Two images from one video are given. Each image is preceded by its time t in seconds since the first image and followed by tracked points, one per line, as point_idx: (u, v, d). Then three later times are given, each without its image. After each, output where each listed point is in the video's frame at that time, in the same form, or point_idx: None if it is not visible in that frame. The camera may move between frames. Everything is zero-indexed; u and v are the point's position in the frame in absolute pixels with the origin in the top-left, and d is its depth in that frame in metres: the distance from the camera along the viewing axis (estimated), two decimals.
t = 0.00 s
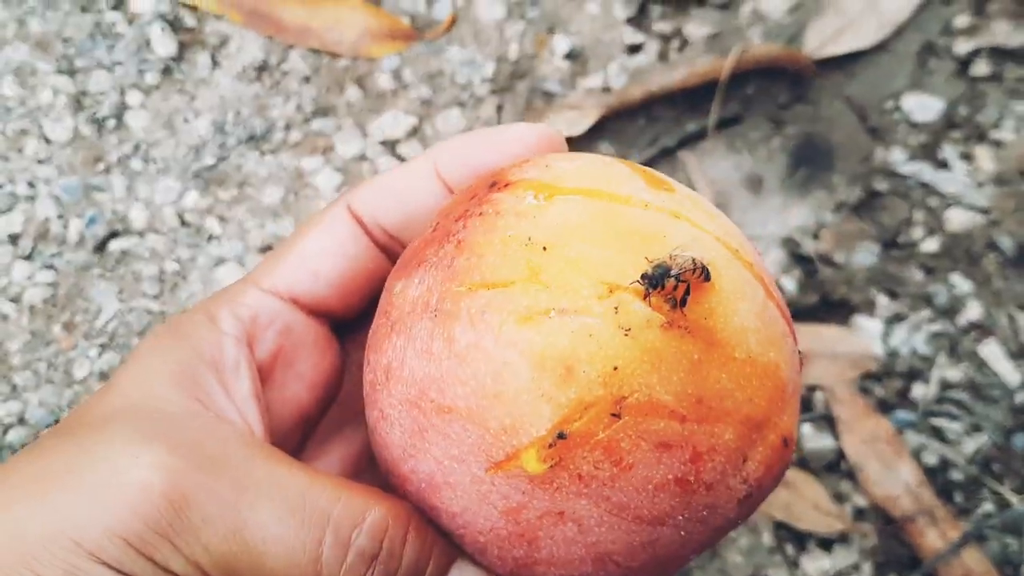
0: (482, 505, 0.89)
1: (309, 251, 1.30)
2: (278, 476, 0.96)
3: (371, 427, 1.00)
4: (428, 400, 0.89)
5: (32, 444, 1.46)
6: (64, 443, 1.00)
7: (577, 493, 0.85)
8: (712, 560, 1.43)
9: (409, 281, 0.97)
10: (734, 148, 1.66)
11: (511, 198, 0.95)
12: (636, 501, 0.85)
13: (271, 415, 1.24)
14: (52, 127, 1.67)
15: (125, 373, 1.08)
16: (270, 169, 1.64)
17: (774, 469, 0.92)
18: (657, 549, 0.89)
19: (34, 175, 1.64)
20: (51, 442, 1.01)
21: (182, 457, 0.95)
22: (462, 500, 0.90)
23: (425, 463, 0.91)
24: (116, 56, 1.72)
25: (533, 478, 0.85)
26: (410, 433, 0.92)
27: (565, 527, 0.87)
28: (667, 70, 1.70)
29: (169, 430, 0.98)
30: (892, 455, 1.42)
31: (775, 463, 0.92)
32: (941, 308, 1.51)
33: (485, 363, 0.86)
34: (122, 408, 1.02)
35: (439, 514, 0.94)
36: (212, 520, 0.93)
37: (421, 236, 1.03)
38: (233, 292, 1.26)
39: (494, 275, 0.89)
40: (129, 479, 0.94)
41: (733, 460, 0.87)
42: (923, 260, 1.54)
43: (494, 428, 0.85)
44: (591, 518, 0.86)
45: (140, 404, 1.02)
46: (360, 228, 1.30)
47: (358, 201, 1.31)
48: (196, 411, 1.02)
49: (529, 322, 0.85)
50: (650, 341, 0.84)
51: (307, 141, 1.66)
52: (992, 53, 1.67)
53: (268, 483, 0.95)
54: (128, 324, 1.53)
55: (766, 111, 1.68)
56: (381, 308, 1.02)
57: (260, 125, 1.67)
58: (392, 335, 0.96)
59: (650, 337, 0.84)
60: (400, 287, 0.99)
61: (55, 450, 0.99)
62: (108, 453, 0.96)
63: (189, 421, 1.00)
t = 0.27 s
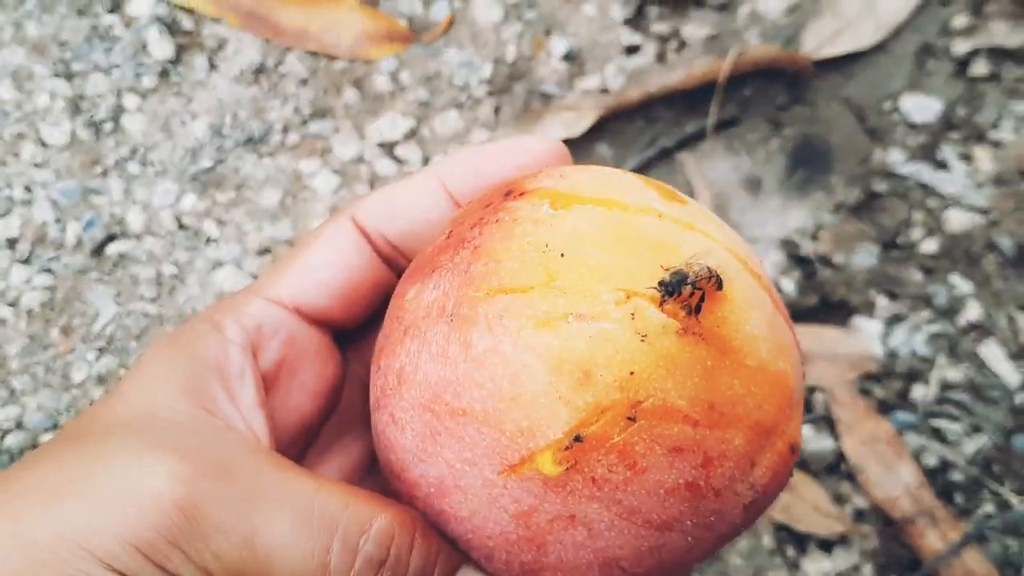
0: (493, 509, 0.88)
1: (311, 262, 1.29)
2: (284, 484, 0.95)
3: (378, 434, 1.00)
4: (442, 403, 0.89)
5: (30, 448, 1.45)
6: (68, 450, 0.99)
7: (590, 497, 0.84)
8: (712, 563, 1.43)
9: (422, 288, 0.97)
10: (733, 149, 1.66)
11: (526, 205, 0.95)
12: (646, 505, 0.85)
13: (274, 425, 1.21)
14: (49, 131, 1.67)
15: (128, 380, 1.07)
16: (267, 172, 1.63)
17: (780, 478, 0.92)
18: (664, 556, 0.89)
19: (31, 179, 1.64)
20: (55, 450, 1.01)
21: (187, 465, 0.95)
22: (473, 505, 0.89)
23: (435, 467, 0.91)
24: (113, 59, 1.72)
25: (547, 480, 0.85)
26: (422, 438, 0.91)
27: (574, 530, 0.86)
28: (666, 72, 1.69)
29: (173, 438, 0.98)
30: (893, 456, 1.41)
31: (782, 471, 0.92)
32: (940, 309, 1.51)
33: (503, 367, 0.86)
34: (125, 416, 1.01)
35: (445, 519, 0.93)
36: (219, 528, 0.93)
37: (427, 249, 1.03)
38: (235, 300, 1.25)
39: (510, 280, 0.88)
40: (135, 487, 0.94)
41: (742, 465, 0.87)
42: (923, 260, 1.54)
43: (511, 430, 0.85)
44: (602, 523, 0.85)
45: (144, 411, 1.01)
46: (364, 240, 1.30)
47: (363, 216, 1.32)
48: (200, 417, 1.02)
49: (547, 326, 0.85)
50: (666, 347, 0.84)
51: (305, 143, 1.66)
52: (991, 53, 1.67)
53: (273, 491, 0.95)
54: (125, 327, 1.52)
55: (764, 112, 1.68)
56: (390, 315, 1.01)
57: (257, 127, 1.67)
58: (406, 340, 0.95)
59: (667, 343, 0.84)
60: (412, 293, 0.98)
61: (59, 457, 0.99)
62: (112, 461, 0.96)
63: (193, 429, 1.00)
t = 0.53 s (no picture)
0: (541, 504, 0.85)
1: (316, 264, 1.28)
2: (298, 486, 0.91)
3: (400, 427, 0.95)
4: (503, 394, 0.85)
5: (26, 451, 1.45)
6: (64, 458, 0.94)
7: (648, 495, 0.83)
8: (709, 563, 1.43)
9: (478, 279, 0.92)
10: (729, 150, 1.66)
11: (602, 208, 0.93)
12: (696, 506, 0.84)
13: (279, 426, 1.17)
14: (45, 133, 1.67)
15: (128, 385, 1.02)
16: (264, 174, 1.63)
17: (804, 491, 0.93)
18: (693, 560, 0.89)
19: (27, 182, 1.64)
20: (49, 459, 0.95)
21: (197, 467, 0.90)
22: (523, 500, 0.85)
23: (481, 458, 0.86)
24: (109, 62, 1.72)
25: (612, 476, 0.82)
26: (468, 429, 0.87)
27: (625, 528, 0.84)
28: (663, 73, 1.69)
29: (180, 439, 0.93)
30: (890, 456, 1.39)
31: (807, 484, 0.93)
32: (937, 309, 1.51)
33: (579, 361, 0.83)
34: (128, 420, 0.96)
35: (479, 517, 0.90)
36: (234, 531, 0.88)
37: (473, 241, 0.99)
38: (243, 303, 1.22)
39: (587, 277, 0.86)
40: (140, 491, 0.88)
41: (784, 475, 0.88)
42: (920, 261, 1.54)
43: (580, 425, 0.82)
44: (652, 521, 0.84)
45: (147, 415, 0.96)
46: (365, 245, 1.31)
47: (368, 222, 1.31)
48: (205, 416, 0.97)
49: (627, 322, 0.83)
50: (745, 357, 0.84)
51: (302, 145, 1.66)
52: (988, 53, 1.66)
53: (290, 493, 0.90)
54: (122, 330, 1.52)
55: (761, 113, 1.68)
56: (428, 303, 0.97)
57: (254, 129, 1.67)
58: (460, 328, 0.90)
59: (744, 353, 0.84)
60: (466, 283, 0.93)
61: (54, 465, 0.93)
62: (115, 464, 0.91)
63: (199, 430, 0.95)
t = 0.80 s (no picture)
0: (614, 512, 0.84)
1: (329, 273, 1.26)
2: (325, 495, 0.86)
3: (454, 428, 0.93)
4: (602, 404, 0.83)
5: (25, 452, 1.45)
6: (65, 467, 0.88)
7: (721, 512, 0.84)
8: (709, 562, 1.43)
9: (572, 287, 0.90)
10: (727, 149, 1.66)
11: (698, 236, 0.93)
12: (741, 524, 0.85)
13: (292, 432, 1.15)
14: (44, 134, 1.67)
15: (134, 397, 0.98)
16: (263, 175, 1.64)
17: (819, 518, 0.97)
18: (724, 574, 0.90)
19: (26, 183, 1.64)
20: (48, 470, 0.90)
21: (215, 476, 0.85)
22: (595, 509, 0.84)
23: (563, 464, 0.84)
24: (108, 63, 1.72)
25: (697, 493, 0.83)
26: (552, 435, 0.85)
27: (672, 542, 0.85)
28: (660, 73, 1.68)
29: (194, 449, 0.88)
30: (889, 454, 1.39)
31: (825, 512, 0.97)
32: (936, 308, 1.51)
33: (689, 380, 0.83)
34: (137, 431, 0.92)
35: (530, 525, 0.88)
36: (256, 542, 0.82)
37: (553, 245, 0.97)
38: (255, 307, 1.18)
39: (700, 302, 0.86)
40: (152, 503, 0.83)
41: (823, 501, 0.91)
42: (918, 259, 1.54)
43: (681, 442, 0.82)
44: (712, 536, 0.85)
45: (157, 426, 0.92)
46: (373, 258, 1.29)
47: (379, 235, 1.30)
48: (221, 426, 0.93)
49: (735, 351, 0.84)
50: (824, 390, 0.86)
51: (300, 145, 1.66)
52: (986, 52, 1.66)
53: (313, 501, 0.85)
54: (121, 330, 1.53)
55: (759, 113, 1.69)
56: (503, 304, 0.94)
57: (252, 130, 1.67)
58: (554, 336, 0.88)
59: (821, 386, 0.86)
60: (560, 289, 0.91)
61: (54, 475, 0.88)
62: (125, 474, 0.86)
63: (211, 440, 0.90)
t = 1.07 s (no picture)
0: (643, 504, 0.83)
1: (330, 277, 1.25)
2: (340, 498, 0.85)
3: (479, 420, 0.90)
4: (644, 397, 0.83)
5: (24, 453, 1.45)
6: (71, 479, 0.87)
7: (744, 508, 0.84)
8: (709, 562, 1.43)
9: (610, 284, 0.90)
10: (726, 150, 1.67)
11: (728, 244, 0.94)
12: (760, 521, 0.86)
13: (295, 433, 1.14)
14: (43, 136, 1.67)
15: (135, 403, 0.96)
16: (261, 176, 1.64)
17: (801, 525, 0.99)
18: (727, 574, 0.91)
19: (25, 185, 1.64)
20: (52, 481, 0.88)
21: (230, 484, 0.85)
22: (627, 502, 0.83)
23: (598, 455, 0.83)
24: (106, 64, 1.72)
25: (727, 486, 0.83)
26: (589, 425, 0.84)
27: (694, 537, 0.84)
28: (659, 73, 1.69)
29: (205, 458, 0.88)
30: (888, 453, 1.40)
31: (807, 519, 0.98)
32: (934, 308, 1.51)
33: (728, 376, 0.83)
34: (145, 440, 0.91)
35: (556, 518, 0.86)
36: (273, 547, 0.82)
37: (582, 245, 0.96)
38: (255, 309, 1.17)
39: (735, 303, 0.87)
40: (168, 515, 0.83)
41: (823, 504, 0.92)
42: (916, 259, 1.54)
43: (718, 436, 0.82)
44: (731, 531, 0.85)
45: (164, 436, 0.91)
46: (372, 263, 1.28)
47: (382, 241, 1.28)
48: (229, 433, 0.92)
49: (768, 352, 0.85)
50: (839, 395, 0.89)
51: (299, 146, 1.66)
52: (984, 52, 1.66)
53: (328, 505, 0.84)
54: (120, 332, 1.53)
55: (757, 113, 1.69)
56: (536, 299, 0.92)
57: (251, 131, 1.67)
58: (594, 330, 0.87)
59: (837, 393, 0.89)
60: (599, 286, 0.90)
61: (62, 488, 0.86)
62: (138, 487, 0.85)
63: (220, 447, 0.90)
